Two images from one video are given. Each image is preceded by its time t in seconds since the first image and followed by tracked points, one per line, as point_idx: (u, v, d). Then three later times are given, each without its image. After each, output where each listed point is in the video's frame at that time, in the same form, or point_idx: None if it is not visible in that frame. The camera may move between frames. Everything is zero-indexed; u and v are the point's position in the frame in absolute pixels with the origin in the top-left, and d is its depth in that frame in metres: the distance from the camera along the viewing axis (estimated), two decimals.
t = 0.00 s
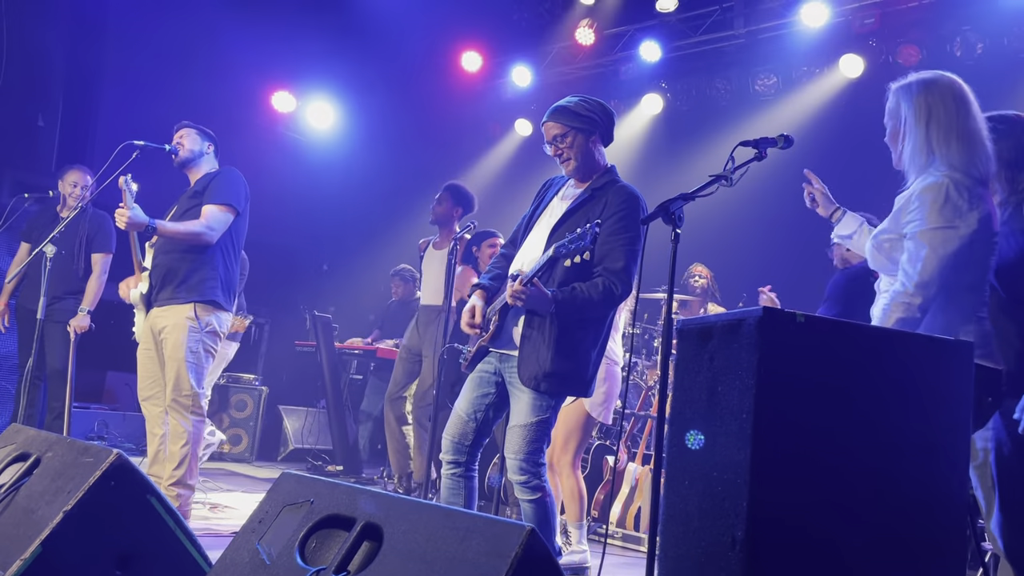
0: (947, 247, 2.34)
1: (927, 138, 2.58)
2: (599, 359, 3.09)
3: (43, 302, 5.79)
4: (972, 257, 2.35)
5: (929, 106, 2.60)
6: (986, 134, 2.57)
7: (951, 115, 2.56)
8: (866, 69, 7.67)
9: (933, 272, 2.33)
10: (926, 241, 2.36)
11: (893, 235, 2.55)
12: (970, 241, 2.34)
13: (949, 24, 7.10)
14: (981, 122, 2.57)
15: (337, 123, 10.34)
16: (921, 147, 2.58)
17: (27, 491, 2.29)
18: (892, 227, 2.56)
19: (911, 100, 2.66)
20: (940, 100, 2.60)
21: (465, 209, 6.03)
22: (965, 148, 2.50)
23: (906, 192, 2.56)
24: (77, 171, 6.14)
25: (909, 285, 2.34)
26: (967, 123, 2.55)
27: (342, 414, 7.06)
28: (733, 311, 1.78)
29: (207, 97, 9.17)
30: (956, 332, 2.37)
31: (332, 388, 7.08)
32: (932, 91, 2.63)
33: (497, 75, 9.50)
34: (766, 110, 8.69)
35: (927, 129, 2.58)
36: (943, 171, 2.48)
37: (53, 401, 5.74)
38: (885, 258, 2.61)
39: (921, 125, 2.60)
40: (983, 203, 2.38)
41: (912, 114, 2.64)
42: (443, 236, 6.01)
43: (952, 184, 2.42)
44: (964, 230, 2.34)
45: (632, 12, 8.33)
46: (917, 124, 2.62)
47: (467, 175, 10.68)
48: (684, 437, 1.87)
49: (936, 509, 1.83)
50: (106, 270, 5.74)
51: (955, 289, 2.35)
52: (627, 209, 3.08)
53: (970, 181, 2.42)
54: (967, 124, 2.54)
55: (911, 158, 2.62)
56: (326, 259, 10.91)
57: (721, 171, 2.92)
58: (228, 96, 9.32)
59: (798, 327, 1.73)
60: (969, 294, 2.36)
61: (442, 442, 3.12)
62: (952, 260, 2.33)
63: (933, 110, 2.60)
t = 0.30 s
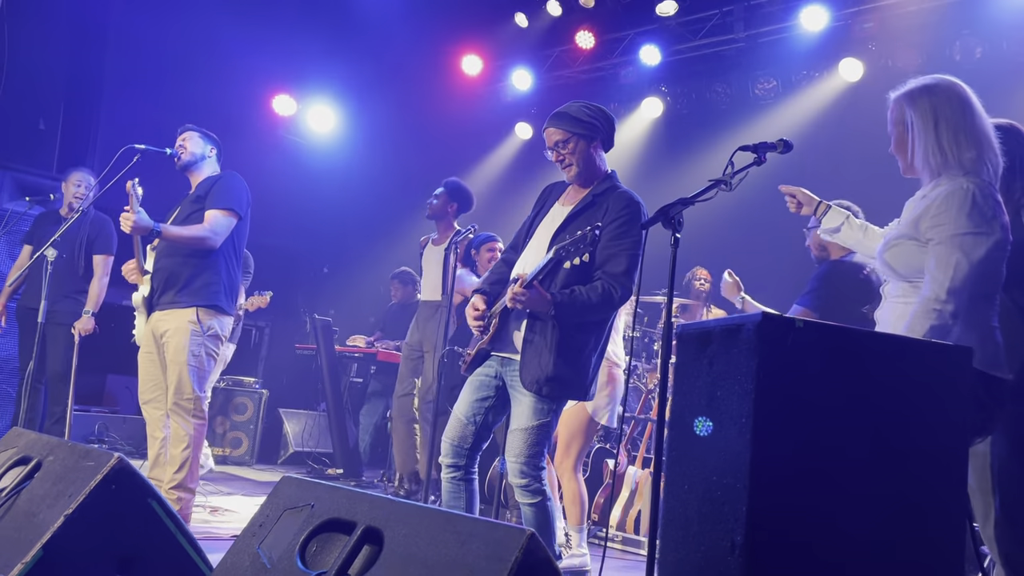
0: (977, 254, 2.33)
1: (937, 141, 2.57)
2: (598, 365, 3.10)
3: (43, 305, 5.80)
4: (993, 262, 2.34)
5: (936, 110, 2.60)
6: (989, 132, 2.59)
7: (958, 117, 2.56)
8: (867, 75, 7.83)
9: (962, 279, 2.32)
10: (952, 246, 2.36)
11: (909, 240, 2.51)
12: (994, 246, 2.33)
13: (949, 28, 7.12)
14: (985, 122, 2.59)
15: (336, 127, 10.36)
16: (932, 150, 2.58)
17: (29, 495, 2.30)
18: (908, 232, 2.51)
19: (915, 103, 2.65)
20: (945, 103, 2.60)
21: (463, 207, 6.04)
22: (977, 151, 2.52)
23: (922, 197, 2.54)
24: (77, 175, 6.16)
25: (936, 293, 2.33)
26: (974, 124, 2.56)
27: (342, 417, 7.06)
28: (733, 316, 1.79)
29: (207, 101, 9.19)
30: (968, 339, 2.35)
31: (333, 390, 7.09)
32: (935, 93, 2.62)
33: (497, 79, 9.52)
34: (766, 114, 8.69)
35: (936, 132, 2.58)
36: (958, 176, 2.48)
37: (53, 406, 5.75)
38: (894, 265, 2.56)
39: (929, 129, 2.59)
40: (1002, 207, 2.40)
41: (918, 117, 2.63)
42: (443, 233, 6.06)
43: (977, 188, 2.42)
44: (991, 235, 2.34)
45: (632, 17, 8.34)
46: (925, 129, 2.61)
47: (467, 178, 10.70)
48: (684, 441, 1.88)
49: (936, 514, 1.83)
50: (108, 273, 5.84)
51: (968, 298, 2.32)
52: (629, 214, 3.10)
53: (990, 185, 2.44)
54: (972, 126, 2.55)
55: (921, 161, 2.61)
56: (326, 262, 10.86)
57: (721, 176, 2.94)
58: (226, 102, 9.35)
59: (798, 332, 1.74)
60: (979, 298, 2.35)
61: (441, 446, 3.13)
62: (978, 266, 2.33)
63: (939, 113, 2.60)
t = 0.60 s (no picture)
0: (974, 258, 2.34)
1: (920, 144, 2.58)
2: (599, 368, 3.10)
3: (44, 307, 5.81)
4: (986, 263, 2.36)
5: (920, 114, 2.60)
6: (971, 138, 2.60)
7: (941, 121, 2.57)
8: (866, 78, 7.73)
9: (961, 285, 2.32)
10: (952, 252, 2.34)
11: (899, 247, 2.48)
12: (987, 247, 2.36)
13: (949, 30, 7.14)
14: (969, 127, 2.59)
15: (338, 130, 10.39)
16: (914, 153, 2.58)
17: (30, 497, 2.30)
18: (898, 238, 2.48)
19: (899, 106, 2.66)
20: (928, 106, 2.61)
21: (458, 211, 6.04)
22: (958, 156, 2.52)
23: (908, 201, 2.53)
24: (78, 177, 6.17)
25: (937, 299, 2.32)
26: (957, 128, 2.56)
27: (342, 420, 7.06)
28: (733, 319, 1.80)
29: (208, 104, 9.20)
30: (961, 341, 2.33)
31: (333, 393, 7.09)
32: (919, 96, 2.63)
33: (497, 82, 9.54)
34: (766, 117, 8.71)
35: (919, 135, 2.59)
36: (943, 181, 2.49)
37: (54, 408, 5.75)
38: (884, 267, 2.54)
39: (913, 132, 2.60)
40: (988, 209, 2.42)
41: (901, 120, 2.63)
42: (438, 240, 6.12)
43: (962, 191, 2.43)
44: (985, 238, 2.36)
45: (633, 19, 8.35)
46: (908, 132, 2.61)
47: (467, 181, 10.73)
48: (685, 444, 1.88)
49: (935, 519, 1.84)
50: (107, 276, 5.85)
51: (968, 302, 2.32)
52: (628, 216, 3.10)
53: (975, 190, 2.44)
54: (955, 129, 2.56)
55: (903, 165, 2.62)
56: (327, 266, 11.00)
57: (721, 179, 2.94)
58: (227, 104, 9.37)
59: (798, 335, 1.74)
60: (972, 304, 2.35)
61: (442, 448, 3.13)
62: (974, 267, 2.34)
63: (923, 116, 2.60)
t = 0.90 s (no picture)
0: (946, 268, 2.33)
1: (892, 151, 2.58)
2: (600, 372, 3.10)
3: (44, 309, 5.82)
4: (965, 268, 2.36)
5: (895, 122, 2.60)
6: (948, 148, 2.57)
7: (915, 128, 2.56)
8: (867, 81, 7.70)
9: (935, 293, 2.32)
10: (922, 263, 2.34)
11: (877, 255, 2.50)
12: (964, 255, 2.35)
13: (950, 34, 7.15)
14: (944, 137, 2.57)
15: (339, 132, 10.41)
16: (887, 160, 2.59)
17: (30, 499, 2.30)
18: (874, 248, 2.50)
19: (875, 112, 2.66)
20: (903, 113, 2.60)
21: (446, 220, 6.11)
22: (929, 168, 2.50)
23: (883, 210, 2.54)
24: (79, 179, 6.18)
25: (904, 309, 2.33)
26: (931, 136, 2.54)
27: (342, 422, 7.06)
28: (733, 322, 1.80)
29: (210, 107, 9.22)
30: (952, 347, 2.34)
31: (333, 396, 7.09)
32: (895, 103, 2.62)
33: (498, 85, 9.56)
34: (766, 120, 8.74)
35: (892, 142, 2.59)
36: (918, 188, 2.48)
37: (54, 410, 5.76)
38: (861, 277, 2.56)
39: (886, 140, 2.60)
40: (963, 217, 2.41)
41: (877, 127, 2.64)
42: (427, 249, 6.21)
43: (934, 200, 2.41)
44: (958, 247, 2.35)
45: (633, 23, 8.37)
46: (883, 139, 2.61)
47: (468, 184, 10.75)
48: (684, 446, 1.89)
49: (932, 521, 1.84)
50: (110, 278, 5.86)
51: (940, 309, 2.32)
52: (628, 220, 3.10)
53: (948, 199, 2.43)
54: (930, 136, 2.54)
55: (876, 171, 2.63)
56: (328, 267, 10.96)
57: (721, 184, 2.94)
58: (229, 107, 9.38)
59: (798, 339, 1.74)
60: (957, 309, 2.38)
61: (442, 452, 3.13)
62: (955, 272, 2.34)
63: (898, 123, 2.60)
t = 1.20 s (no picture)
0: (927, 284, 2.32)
1: (882, 164, 2.60)
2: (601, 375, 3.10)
3: (46, 311, 5.83)
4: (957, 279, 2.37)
5: (888, 136, 2.61)
6: (940, 163, 2.60)
7: (906, 144, 2.58)
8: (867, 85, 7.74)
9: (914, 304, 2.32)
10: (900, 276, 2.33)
11: (863, 271, 2.50)
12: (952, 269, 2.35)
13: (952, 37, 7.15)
14: (936, 153, 2.59)
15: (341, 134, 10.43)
16: (876, 173, 2.60)
17: (32, 501, 2.30)
18: (862, 261, 2.50)
19: (869, 124, 2.67)
20: (895, 127, 2.62)
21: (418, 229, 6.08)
22: (918, 183, 2.52)
23: (870, 225, 2.53)
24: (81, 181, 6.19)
25: (876, 324, 2.34)
26: (923, 152, 2.57)
27: (344, 425, 7.07)
28: (734, 325, 1.81)
29: (212, 109, 9.22)
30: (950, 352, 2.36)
31: (334, 398, 7.10)
32: (890, 117, 2.64)
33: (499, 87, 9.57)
34: (766, 123, 8.75)
35: (881, 156, 2.60)
36: (903, 206, 2.47)
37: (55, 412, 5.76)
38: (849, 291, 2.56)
39: (877, 154, 2.62)
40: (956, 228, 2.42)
41: (869, 140, 2.65)
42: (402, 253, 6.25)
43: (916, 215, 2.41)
44: (943, 261, 2.35)
45: (634, 26, 8.38)
46: (875, 152, 2.63)
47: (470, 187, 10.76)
48: (686, 447, 1.89)
49: (934, 523, 1.84)
50: (111, 279, 5.86)
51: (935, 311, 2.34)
52: (629, 223, 3.10)
53: (936, 214, 2.42)
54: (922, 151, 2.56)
55: (863, 184, 2.64)
56: (330, 270, 10.97)
57: (723, 187, 2.95)
58: (231, 109, 9.40)
59: (798, 342, 1.74)
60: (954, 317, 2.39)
61: (442, 454, 3.13)
62: (945, 284, 2.35)
63: (889, 137, 2.62)
